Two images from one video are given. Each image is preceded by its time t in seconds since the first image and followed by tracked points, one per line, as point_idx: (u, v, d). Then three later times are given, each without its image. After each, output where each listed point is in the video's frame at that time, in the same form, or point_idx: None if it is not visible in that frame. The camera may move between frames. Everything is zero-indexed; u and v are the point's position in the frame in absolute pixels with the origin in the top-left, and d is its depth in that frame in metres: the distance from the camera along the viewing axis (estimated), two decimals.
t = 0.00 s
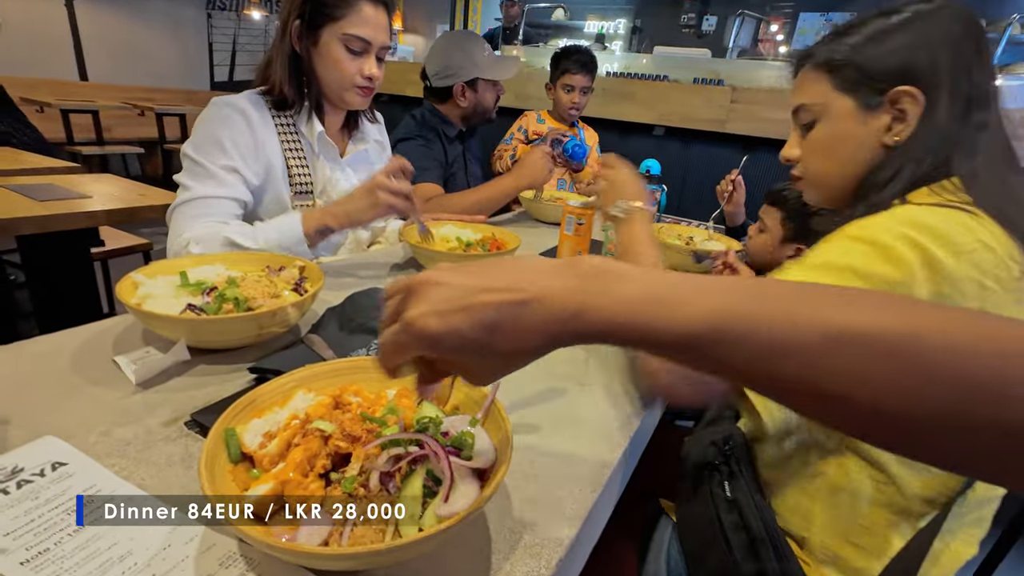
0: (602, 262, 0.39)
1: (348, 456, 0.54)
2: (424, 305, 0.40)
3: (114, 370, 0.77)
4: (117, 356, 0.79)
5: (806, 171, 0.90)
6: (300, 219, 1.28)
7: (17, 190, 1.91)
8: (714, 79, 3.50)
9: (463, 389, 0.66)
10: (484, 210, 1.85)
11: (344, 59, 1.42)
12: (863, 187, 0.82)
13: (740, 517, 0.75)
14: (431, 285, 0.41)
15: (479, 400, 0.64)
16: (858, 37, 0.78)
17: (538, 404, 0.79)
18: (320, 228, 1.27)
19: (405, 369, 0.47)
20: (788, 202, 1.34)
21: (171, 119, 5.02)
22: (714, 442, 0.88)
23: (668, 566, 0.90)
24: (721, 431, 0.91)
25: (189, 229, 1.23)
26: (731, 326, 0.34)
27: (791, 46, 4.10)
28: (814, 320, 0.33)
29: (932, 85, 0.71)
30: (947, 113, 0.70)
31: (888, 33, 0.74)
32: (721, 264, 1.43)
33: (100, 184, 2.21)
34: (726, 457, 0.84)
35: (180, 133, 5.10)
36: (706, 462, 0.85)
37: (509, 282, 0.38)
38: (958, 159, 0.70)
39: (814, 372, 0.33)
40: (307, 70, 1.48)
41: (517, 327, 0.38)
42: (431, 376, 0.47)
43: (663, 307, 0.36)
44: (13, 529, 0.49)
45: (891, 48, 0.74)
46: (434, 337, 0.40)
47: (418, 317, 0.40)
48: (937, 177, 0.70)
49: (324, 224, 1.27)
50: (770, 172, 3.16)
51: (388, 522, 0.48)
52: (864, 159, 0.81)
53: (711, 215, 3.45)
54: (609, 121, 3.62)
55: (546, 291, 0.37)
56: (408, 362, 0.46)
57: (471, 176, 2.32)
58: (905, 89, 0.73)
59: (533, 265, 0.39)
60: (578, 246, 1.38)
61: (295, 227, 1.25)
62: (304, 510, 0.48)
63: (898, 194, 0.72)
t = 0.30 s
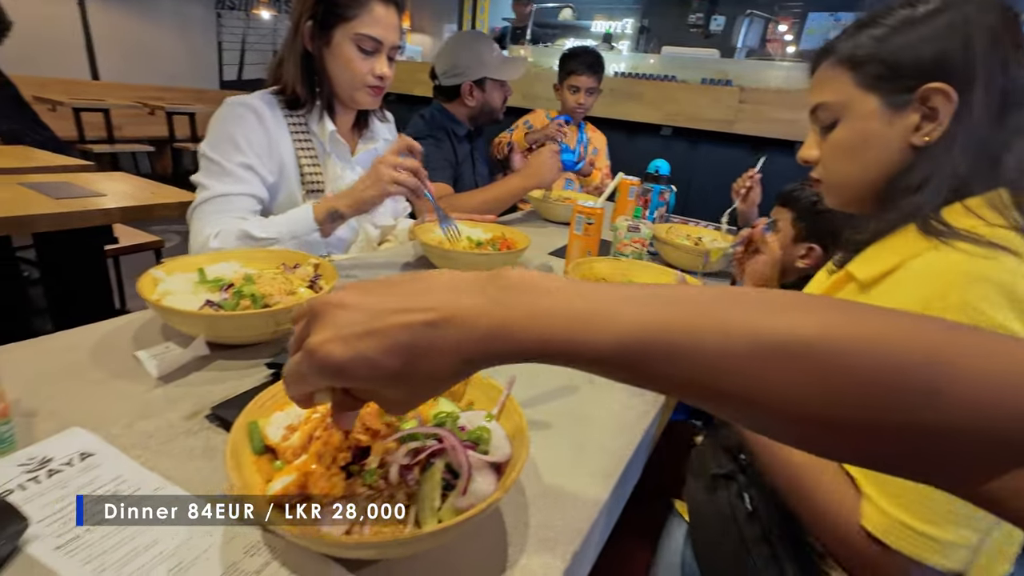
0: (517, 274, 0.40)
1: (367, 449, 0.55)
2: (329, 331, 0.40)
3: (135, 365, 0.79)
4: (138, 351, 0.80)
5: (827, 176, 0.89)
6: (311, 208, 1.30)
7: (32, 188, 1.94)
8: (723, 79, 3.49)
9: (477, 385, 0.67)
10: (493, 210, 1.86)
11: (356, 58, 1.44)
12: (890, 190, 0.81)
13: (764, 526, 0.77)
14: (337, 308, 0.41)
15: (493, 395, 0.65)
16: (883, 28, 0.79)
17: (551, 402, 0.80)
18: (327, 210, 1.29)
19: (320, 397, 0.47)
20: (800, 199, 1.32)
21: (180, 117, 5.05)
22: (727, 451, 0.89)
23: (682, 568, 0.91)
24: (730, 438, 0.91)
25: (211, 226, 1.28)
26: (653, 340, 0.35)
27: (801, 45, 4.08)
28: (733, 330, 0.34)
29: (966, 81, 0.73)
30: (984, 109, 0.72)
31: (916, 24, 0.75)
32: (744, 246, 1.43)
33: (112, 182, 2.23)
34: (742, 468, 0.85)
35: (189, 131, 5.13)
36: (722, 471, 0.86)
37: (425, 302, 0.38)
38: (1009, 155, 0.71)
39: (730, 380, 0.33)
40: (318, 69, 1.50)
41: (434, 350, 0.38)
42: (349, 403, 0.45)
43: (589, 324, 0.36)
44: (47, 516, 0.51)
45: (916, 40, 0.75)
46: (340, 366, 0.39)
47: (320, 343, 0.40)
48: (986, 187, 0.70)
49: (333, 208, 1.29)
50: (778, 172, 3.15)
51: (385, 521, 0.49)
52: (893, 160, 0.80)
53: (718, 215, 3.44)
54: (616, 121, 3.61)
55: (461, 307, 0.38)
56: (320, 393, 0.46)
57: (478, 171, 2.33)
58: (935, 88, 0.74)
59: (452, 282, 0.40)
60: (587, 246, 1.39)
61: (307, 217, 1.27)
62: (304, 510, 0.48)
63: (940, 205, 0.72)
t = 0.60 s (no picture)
0: (499, 267, 0.42)
1: (394, 440, 0.56)
2: (310, 319, 0.42)
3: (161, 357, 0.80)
4: (163, 344, 0.82)
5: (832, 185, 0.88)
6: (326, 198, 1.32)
7: (50, 184, 1.97)
8: (732, 80, 3.49)
9: (500, 378, 0.68)
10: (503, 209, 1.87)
11: (372, 55, 1.45)
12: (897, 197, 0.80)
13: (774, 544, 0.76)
14: (321, 297, 0.43)
15: (516, 390, 0.66)
16: (874, 30, 0.78)
17: (567, 398, 0.80)
18: (343, 201, 1.31)
19: (307, 382, 0.47)
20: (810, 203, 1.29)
21: (192, 116, 5.09)
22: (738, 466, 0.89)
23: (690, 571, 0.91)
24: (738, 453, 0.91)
25: (227, 219, 1.30)
26: (617, 329, 0.37)
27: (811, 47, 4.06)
28: (695, 322, 0.35)
29: (965, 82, 0.67)
30: (989, 110, 0.66)
31: (909, 23, 0.72)
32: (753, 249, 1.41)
33: (127, 179, 2.27)
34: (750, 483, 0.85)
35: (200, 129, 5.18)
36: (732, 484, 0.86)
37: (404, 294, 0.40)
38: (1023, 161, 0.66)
39: (689, 371, 0.35)
40: (335, 65, 1.51)
41: (410, 339, 0.40)
42: (333, 391, 0.47)
43: (556, 316, 0.38)
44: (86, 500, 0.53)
45: (910, 40, 0.72)
46: (322, 352, 0.42)
47: (302, 330, 0.42)
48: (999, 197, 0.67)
49: (349, 199, 1.32)
50: (787, 174, 3.14)
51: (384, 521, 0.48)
52: (894, 168, 0.79)
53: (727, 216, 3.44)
54: (625, 122, 3.61)
55: (434, 300, 0.40)
56: (309, 377, 0.47)
57: (489, 171, 2.33)
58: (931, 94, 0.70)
59: (426, 275, 0.42)
60: (601, 245, 1.39)
61: (322, 207, 1.31)
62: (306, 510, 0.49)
63: (948, 217, 0.68)
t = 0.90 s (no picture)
0: (489, 262, 0.41)
1: (406, 441, 0.55)
2: (298, 308, 0.42)
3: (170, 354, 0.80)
4: (172, 341, 0.82)
5: (816, 193, 0.90)
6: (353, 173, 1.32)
7: (57, 180, 1.98)
8: (739, 80, 3.47)
9: (511, 379, 0.67)
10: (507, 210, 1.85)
11: (376, 50, 1.44)
12: (878, 202, 0.81)
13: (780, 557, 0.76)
14: (310, 287, 0.42)
15: (528, 391, 0.65)
16: (843, 37, 0.81)
17: (575, 399, 0.79)
18: (368, 171, 1.31)
19: (298, 371, 0.49)
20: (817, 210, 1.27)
21: (197, 113, 5.09)
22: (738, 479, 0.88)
23: None
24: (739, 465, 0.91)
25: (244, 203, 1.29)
26: (602, 323, 0.36)
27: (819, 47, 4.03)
28: (683, 315, 0.35)
29: (936, 89, 0.72)
30: (966, 116, 0.70)
31: (879, 29, 0.76)
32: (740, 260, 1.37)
33: (133, 176, 2.27)
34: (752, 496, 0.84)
35: (205, 127, 5.17)
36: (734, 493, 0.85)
37: (394, 285, 0.40)
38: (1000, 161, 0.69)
39: (674, 366, 0.35)
40: (339, 60, 1.50)
41: (399, 330, 0.39)
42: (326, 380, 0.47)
43: (544, 310, 0.38)
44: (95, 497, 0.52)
45: (877, 48, 0.76)
46: (309, 342, 0.41)
47: (291, 320, 0.41)
48: (982, 201, 0.68)
49: (374, 167, 1.31)
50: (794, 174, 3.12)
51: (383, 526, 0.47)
52: (873, 174, 0.81)
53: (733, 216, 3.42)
54: (630, 121, 3.59)
55: (425, 292, 0.39)
56: (302, 366, 0.47)
57: (492, 167, 2.33)
58: (903, 104, 0.73)
59: (419, 267, 0.41)
60: (610, 244, 1.39)
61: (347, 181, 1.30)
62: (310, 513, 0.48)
63: (930, 224, 0.71)
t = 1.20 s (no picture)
0: (491, 256, 0.41)
1: (418, 439, 0.55)
2: (310, 293, 0.42)
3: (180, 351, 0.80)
4: (183, 338, 0.82)
5: (816, 194, 0.89)
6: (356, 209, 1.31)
7: (68, 176, 1.99)
8: (748, 79, 3.45)
9: (522, 379, 0.67)
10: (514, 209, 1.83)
11: (386, 47, 1.45)
12: (880, 203, 0.79)
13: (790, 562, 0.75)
14: (320, 275, 0.43)
15: (539, 391, 0.64)
16: (842, 38, 0.80)
17: (586, 400, 0.79)
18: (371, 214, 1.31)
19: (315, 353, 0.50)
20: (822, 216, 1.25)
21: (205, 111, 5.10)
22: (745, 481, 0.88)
23: None
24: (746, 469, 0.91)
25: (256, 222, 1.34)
26: (594, 315, 0.36)
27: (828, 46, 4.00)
28: (670, 308, 0.35)
29: (938, 88, 0.72)
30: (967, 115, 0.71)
31: (878, 29, 0.75)
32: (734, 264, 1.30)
33: (142, 173, 2.28)
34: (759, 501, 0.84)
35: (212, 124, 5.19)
36: (742, 497, 0.84)
37: (399, 276, 0.40)
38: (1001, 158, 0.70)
39: (661, 358, 0.34)
40: (350, 57, 1.50)
41: (401, 319, 0.40)
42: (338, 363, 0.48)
43: (541, 301, 0.37)
44: (110, 494, 0.53)
45: (872, 49, 0.75)
46: (317, 324, 0.42)
47: (303, 304, 0.42)
48: (987, 201, 0.69)
49: (376, 210, 1.31)
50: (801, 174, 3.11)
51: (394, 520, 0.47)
52: (877, 176, 0.80)
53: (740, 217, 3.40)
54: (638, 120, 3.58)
55: (427, 283, 0.39)
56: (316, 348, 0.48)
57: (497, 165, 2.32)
58: (904, 104, 0.73)
59: (422, 260, 0.41)
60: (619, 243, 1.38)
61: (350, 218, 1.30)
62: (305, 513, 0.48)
63: (935, 220, 0.70)
